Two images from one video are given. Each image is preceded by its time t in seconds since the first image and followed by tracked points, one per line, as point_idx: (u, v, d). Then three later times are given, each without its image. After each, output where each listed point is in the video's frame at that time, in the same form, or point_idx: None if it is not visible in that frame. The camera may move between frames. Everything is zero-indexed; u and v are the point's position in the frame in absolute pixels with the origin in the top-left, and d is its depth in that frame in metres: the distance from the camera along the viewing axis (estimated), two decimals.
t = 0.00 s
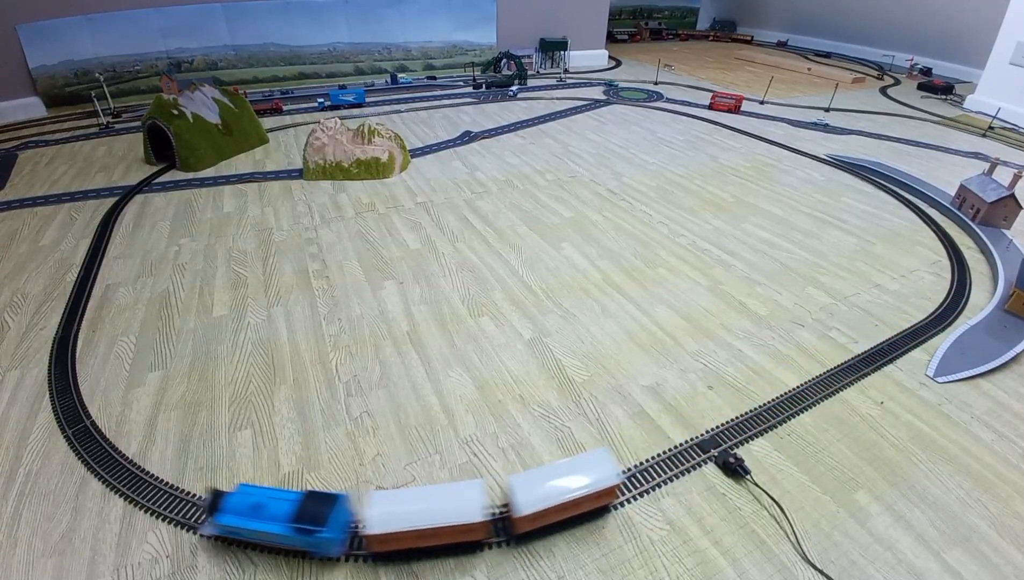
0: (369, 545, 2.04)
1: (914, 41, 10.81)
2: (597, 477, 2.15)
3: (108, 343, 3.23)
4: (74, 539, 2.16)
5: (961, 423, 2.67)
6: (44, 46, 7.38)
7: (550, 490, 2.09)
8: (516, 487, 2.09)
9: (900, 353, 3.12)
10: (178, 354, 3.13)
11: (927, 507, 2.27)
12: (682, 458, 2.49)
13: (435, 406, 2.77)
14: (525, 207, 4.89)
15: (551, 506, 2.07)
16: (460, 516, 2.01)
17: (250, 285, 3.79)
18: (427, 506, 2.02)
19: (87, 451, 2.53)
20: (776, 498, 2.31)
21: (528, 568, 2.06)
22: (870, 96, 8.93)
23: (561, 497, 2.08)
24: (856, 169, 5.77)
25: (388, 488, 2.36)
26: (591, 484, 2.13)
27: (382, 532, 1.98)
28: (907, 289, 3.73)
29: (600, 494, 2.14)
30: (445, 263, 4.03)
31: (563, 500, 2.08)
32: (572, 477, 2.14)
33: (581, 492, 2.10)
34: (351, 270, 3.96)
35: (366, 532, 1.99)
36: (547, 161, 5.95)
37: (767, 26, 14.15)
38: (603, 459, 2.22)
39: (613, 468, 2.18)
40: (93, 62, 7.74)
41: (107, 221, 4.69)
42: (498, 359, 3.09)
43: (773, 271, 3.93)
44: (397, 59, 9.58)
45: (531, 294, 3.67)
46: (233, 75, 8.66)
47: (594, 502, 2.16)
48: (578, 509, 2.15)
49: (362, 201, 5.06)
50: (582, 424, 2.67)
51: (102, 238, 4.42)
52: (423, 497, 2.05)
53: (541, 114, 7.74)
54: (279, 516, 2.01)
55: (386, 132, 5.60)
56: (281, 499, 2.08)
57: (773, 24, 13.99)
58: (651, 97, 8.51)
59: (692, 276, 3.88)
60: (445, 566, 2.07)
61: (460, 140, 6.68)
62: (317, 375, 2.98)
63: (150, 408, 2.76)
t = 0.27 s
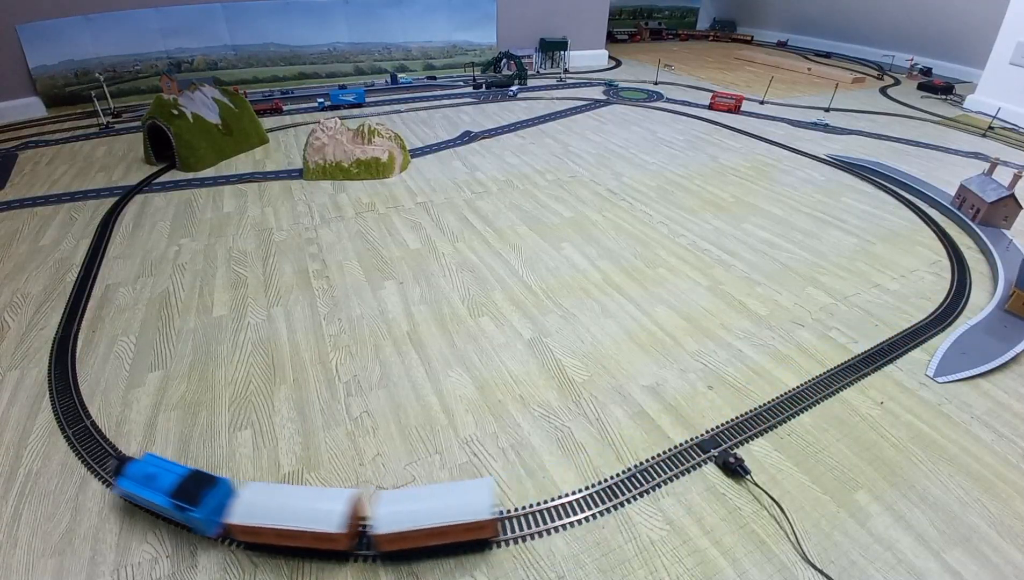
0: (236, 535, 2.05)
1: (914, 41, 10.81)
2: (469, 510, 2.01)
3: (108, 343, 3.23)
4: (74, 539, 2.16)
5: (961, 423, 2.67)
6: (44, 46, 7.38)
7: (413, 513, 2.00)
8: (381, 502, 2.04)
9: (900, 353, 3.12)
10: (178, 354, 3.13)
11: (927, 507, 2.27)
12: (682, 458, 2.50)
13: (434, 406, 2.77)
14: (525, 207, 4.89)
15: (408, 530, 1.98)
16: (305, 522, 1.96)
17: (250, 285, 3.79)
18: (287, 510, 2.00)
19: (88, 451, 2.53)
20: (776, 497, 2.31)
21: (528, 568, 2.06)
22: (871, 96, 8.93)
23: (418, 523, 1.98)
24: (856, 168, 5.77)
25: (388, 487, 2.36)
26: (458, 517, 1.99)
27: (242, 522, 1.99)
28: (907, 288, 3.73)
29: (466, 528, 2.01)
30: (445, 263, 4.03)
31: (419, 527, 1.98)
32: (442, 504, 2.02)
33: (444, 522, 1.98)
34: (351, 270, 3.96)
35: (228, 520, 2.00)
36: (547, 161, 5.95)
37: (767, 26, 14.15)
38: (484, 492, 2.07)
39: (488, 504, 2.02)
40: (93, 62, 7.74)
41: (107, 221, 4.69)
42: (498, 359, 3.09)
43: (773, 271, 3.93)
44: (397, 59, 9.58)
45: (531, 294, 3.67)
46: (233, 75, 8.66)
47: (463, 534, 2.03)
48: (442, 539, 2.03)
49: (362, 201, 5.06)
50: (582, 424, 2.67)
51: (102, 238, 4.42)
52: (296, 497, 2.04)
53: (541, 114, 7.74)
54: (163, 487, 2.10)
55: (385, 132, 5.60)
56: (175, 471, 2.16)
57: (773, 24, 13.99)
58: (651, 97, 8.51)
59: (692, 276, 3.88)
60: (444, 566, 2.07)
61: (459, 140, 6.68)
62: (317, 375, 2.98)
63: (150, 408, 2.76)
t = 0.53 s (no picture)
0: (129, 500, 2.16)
1: (914, 41, 10.81)
2: (194, 497, 2.02)
3: (108, 343, 3.23)
4: (74, 539, 2.16)
5: (961, 423, 2.67)
6: (44, 46, 7.38)
7: (275, 511, 1.97)
8: (248, 494, 2.04)
9: (900, 353, 3.12)
10: (178, 355, 3.13)
11: (927, 507, 2.27)
12: (682, 458, 2.50)
13: (434, 406, 2.77)
14: (525, 207, 4.89)
15: (265, 527, 1.96)
16: (180, 500, 2.02)
17: (250, 284, 3.79)
18: (160, 485, 2.06)
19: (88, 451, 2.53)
20: (776, 497, 2.31)
21: (528, 568, 2.06)
22: (871, 96, 8.93)
23: (278, 522, 1.95)
24: (856, 169, 5.77)
25: (388, 487, 2.36)
26: (182, 501, 2.02)
27: (129, 488, 2.08)
28: (907, 288, 3.73)
29: (322, 536, 1.96)
30: (445, 263, 4.03)
31: (151, 496, 2.04)
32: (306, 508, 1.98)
33: (302, 527, 1.95)
34: (351, 270, 3.96)
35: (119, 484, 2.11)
36: (547, 161, 5.95)
37: (767, 25, 14.15)
38: (221, 490, 2.04)
39: (347, 516, 1.96)
40: (93, 62, 7.74)
41: (107, 221, 4.69)
42: (498, 359, 3.10)
43: (773, 271, 3.93)
44: (397, 59, 9.58)
45: (531, 294, 3.67)
46: (233, 75, 8.66)
47: (321, 543, 1.98)
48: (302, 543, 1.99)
49: (362, 201, 5.06)
50: (582, 424, 2.67)
51: (102, 238, 4.42)
52: (185, 474, 2.10)
53: (541, 114, 7.74)
54: (85, 441, 2.30)
55: (386, 132, 5.60)
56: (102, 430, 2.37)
57: (773, 24, 13.99)
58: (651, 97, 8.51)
59: (692, 276, 3.88)
60: (445, 566, 2.07)
61: (460, 140, 6.69)
62: (317, 375, 2.98)
63: (150, 408, 2.76)
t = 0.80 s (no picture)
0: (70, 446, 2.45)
1: (914, 41, 10.81)
2: (100, 458, 2.19)
3: (108, 343, 3.23)
4: (74, 539, 2.16)
5: (961, 423, 2.67)
6: (44, 46, 7.38)
7: (158, 481, 2.07)
8: (144, 462, 2.16)
9: (901, 353, 3.12)
10: (178, 355, 3.13)
11: (927, 507, 2.27)
12: (682, 458, 2.49)
13: (435, 406, 2.77)
14: (525, 207, 4.89)
15: (146, 496, 2.07)
16: (91, 458, 2.21)
17: (250, 284, 3.79)
18: (82, 443, 2.28)
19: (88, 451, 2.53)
20: (776, 497, 2.31)
21: (528, 568, 2.06)
22: (871, 96, 8.93)
23: (154, 492, 2.06)
24: (856, 169, 5.77)
25: (387, 488, 2.36)
26: (92, 459, 2.21)
27: (60, 439, 2.35)
28: (907, 288, 3.73)
29: (189, 513, 2.03)
30: (445, 263, 4.03)
31: (75, 451, 2.27)
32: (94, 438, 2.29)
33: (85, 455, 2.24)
34: (351, 270, 3.96)
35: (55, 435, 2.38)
36: (547, 161, 5.95)
37: (767, 25, 14.15)
38: (122, 457, 2.18)
39: (214, 499, 2.01)
40: (93, 62, 7.74)
41: (107, 221, 4.69)
42: (498, 359, 3.10)
43: (773, 271, 3.93)
44: (397, 59, 9.58)
45: (531, 294, 3.67)
46: (233, 75, 8.66)
47: (193, 519, 2.05)
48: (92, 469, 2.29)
49: (362, 201, 5.06)
50: (582, 424, 2.67)
51: (102, 238, 4.42)
52: (102, 436, 2.29)
53: (541, 114, 7.74)
54: (46, 389, 2.63)
55: (386, 132, 5.60)
56: (64, 384, 2.68)
57: (773, 24, 13.99)
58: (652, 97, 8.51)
59: (692, 276, 3.88)
60: (445, 566, 2.07)
61: (460, 140, 6.68)
62: (317, 375, 2.98)
63: (150, 408, 2.76)
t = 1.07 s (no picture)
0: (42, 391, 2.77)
1: (914, 41, 10.81)
2: (47, 409, 2.43)
3: (108, 343, 3.23)
4: (74, 539, 2.16)
5: (961, 423, 2.67)
6: (44, 46, 7.38)
7: (82, 439, 2.27)
8: (80, 419, 2.37)
9: (900, 353, 3.12)
10: (178, 355, 3.13)
11: (927, 507, 2.27)
12: (682, 458, 2.49)
13: (435, 406, 2.77)
14: (525, 207, 4.89)
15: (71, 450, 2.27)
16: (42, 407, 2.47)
17: (250, 284, 3.79)
18: (40, 391, 2.55)
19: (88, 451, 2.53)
20: (776, 497, 2.31)
21: (529, 568, 2.06)
22: (871, 96, 8.93)
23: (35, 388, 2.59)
24: (856, 169, 5.77)
25: (387, 487, 2.36)
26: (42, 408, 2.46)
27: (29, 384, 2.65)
28: (907, 288, 3.73)
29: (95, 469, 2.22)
30: (445, 263, 4.03)
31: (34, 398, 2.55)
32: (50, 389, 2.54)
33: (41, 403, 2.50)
34: (351, 270, 3.96)
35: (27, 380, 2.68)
36: (547, 161, 5.95)
37: (767, 25, 14.15)
38: (63, 411, 2.40)
39: (116, 465, 2.17)
40: (93, 62, 7.74)
41: (107, 221, 4.69)
42: (498, 359, 3.10)
43: (773, 271, 3.93)
44: (397, 59, 9.58)
45: (531, 294, 3.67)
46: (233, 75, 8.66)
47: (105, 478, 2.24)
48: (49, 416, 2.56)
49: (362, 201, 5.06)
50: (582, 424, 2.67)
51: (102, 238, 4.42)
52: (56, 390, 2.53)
53: (541, 114, 7.74)
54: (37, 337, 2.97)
55: (386, 132, 5.60)
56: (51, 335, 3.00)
57: (773, 24, 13.99)
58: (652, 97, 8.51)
59: (692, 276, 3.88)
60: (445, 566, 2.07)
61: (460, 140, 6.68)
62: (317, 375, 2.98)
63: (150, 408, 2.76)
